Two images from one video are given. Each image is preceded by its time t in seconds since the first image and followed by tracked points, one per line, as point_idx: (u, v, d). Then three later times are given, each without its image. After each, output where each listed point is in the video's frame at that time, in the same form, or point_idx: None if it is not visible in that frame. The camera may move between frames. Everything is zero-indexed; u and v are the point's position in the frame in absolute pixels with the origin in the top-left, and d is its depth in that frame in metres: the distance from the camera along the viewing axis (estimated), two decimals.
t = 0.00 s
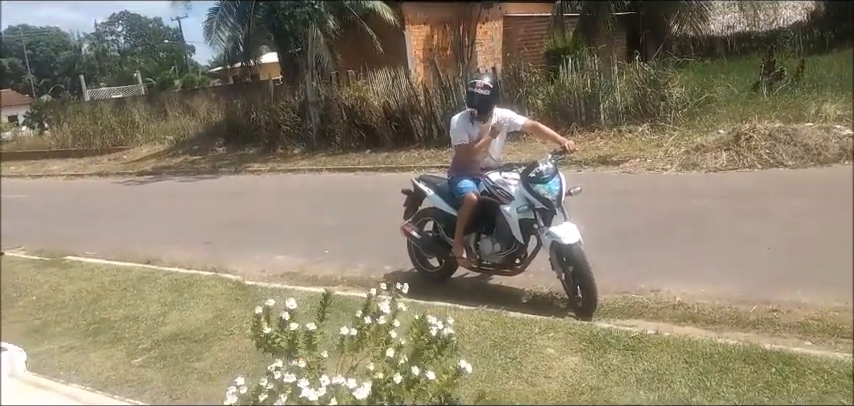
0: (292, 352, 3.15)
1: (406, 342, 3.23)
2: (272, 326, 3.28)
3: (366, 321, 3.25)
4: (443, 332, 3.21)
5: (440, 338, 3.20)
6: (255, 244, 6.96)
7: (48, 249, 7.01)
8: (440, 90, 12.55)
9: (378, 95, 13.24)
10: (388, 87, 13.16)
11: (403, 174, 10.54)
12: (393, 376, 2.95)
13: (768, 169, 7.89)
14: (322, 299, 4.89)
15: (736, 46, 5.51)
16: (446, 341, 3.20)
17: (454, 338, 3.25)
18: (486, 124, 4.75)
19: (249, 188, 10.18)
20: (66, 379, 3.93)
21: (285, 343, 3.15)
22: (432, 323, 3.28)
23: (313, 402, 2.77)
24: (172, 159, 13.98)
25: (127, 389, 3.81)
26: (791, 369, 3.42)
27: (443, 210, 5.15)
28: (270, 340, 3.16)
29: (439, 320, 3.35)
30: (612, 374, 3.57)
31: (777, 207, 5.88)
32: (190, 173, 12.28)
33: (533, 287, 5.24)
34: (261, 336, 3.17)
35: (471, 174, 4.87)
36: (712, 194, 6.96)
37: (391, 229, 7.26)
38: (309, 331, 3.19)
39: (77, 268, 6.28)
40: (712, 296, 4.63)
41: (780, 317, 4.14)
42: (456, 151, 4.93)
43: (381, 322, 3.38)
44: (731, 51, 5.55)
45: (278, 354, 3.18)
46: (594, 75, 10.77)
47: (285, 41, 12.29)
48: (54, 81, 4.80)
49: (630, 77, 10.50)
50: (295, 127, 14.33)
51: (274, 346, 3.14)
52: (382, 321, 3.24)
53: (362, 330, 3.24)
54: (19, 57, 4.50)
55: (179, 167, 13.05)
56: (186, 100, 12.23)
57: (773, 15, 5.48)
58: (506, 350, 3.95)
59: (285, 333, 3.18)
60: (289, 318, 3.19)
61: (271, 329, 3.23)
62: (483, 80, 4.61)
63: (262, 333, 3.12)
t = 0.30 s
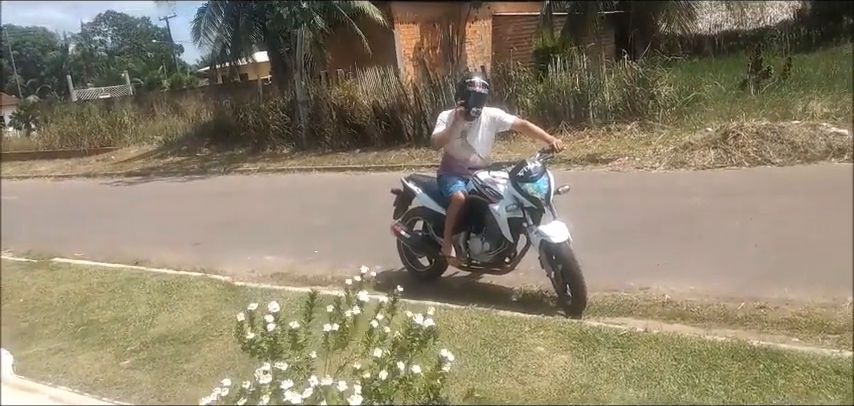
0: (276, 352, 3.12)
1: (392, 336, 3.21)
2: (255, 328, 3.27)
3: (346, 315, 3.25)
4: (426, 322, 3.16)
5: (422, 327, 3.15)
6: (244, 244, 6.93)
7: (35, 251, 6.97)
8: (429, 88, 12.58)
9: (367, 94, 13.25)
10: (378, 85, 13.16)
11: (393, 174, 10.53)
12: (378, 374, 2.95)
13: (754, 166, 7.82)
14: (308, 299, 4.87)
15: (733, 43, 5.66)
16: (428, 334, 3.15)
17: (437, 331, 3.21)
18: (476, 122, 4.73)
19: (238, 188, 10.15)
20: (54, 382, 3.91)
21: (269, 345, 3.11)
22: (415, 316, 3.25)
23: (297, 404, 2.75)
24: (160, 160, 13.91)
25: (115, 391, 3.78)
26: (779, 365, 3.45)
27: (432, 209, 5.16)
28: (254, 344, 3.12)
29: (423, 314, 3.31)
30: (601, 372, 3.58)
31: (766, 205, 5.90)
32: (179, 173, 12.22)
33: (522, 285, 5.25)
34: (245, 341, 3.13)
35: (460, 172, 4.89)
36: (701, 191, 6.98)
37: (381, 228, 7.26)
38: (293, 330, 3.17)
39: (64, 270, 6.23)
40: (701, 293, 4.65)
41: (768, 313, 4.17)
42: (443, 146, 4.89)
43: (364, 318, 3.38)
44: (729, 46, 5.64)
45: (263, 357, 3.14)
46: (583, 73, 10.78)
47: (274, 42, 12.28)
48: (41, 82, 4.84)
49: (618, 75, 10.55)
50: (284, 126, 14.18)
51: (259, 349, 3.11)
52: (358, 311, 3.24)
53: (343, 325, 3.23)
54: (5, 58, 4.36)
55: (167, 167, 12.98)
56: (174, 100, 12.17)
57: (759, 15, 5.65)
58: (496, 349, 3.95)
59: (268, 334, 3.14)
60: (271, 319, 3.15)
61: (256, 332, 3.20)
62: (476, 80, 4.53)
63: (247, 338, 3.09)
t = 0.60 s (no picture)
0: (281, 355, 3.10)
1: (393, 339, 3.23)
2: (262, 330, 3.26)
3: (345, 318, 3.24)
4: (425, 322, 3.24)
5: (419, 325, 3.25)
6: (243, 249, 6.93)
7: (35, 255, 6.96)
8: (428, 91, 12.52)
9: (367, 97, 13.14)
10: (376, 88, 13.06)
11: (392, 177, 10.54)
12: (376, 377, 2.93)
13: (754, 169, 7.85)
14: (311, 303, 4.89)
15: (721, 47, 5.02)
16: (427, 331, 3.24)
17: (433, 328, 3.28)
18: (474, 122, 4.74)
19: (238, 192, 10.11)
20: (53, 387, 3.90)
21: (277, 347, 3.11)
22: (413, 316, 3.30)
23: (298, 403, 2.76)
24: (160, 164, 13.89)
25: (115, 396, 3.78)
26: (779, 369, 3.45)
27: (432, 213, 5.15)
28: (260, 344, 3.11)
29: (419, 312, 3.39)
30: (601, 376, 3.58)
31: (767, 208, 5.88)
32: (179, 177, 12.21)
33: (523, 289, 5.25)
34: (253, 342, 3.13)
35: (459, 176, 4.89)
36: (701, 195, 6.98)
37: (380, 232, 7.25)
38: (299, 333, 3.18)
39: (64, 274, 6.23)
40: (701, 296, 4.65)
41: (768, 317, 4.17)
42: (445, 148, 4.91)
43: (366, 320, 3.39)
44: (715, 52, 5.04)
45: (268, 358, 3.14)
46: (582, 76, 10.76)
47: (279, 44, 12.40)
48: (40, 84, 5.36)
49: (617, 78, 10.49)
50: (285, 130, 14.25)
51: (265, 350, 3.11)
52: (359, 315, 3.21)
53: (343, 327, 3.22)
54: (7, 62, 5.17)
55: (167, 171, 12.97)
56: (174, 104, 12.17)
57: (757, 16, 4.98)
58: (496, 353, 3.95)
59: (276, 337, 3.14)
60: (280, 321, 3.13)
61: (264, 332, 3.20)
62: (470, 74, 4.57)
63: (257, 338, 3.08)
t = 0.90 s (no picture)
0: (278, 359, 3.09)
1: (396, 344, 3.25)
2: (261, 334, 3.23)
3: (353, 327, 3.23)
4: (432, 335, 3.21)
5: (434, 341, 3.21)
6: (245, 250, 6.93)
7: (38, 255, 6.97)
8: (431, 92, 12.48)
9: (370, 99, 13.16)
10: (380, 90, 13.16)
11: (395, 179, 10.54)
12: (379, 380, 2.94)
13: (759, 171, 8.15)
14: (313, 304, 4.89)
15: (724, 50, 5.02)
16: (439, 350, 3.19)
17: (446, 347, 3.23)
18: (477, 122, 4.74)
19: (241, 194, 10.11)
20: (55, 387, 3.90)
21: (273, 352, 3.09)
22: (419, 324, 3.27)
23: None
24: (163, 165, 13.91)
25: (117, 396, 3.78)
26: (782, 372, 3.44)
27: (434, 215, 5.15)
28: (258, 351, 3.09)
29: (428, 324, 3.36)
30: (604, 379, 3.57)
31: (769, 210, 5.88)
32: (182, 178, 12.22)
33: (525, 292, 5.24)
34: (249, 348, 3.10)
35: (462, 177, 4.89)
36: (703, 197, 6.98)
37: (383, 233, 7.25)
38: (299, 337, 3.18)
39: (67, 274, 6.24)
40: (704, 300, 4.65)
41: (771, 321, 4.17)
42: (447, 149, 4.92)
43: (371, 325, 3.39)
44: (718, 55, 5.07)
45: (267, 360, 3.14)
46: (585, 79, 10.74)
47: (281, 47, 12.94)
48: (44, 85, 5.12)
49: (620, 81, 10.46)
50: (288, 130, 14.58)
51: (262, 356, 3.09)
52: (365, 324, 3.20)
53: (348, 334, 3.21)
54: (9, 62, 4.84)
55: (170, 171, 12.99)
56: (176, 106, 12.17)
57: (761, 19, 5.01)
58: (498, 355, 3.95)
59: (273, 342, 3.11)
60: (277, 326, 3.11)
61: (262, 338, 3.18)
62: (475, 72, 4.57)
63: (252, 345, 3.06)
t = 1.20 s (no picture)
0: (284, 353, 3.09)
1: (398, 340, 3.24)
2: (267, 326, 3.25)
3: (353, 319, 3.22)
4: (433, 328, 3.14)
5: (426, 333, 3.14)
6: (250, 244, 6.94)
7: (45, 247, 7.00)
8: (438, 89, 12.38)
9: (378, 96, 12.83)
10: (387, 86, 12.77)
11: (401, 176, 10.52)
12: (382, 377, 2.93)
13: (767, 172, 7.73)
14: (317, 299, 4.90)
15: (733, 50, 5.03)
16: (432, 335, 3.15)
17: (440, 331, 3.20)
18: (482, 118, 4.74)
19: (246, 189, 10.10)
20: (61, 378, 3.92)
21: (279, 345, 3.10)
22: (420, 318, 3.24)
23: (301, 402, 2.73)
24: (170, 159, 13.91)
25: (121, 388, 3.79)
26: (787, 374, 3.43)
27: (439, 212, 5.15)
28: (267, 343, 3.11)
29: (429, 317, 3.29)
30: (607, 378, 3.57)
31: (776, 212, 5.86)
32: (188, 172, 12.22)
33: (529, 290, 5.23)
34: (257, 340, 3.12)
35: (468, 175, 4.89)
36: (709, 197, 6.96)
37: (388, 230, 7.24)
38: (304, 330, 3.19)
39: (74, 266, 6.26)
40: (709, 300, 4.63)
41: (777, 322, 4.15)
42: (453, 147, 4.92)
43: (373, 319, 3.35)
44: (728, 55, 5.06)
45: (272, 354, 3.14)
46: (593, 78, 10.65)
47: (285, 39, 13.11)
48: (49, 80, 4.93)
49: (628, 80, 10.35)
50: (294, 127, 13.79)
51: (271, 349, 3.10)
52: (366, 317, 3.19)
53: (348, 327, 3.21)
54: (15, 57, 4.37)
55: (176, 165, 12.99)
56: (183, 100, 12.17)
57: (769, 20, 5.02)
58: (502, 353, 3.94)
59: (280, 335, 3.13)
60: (283, 319, 3.12)
61: (268, 331, 3.18)
62: (480, 68, 4.54)
63: (261, 335, 3.08)
